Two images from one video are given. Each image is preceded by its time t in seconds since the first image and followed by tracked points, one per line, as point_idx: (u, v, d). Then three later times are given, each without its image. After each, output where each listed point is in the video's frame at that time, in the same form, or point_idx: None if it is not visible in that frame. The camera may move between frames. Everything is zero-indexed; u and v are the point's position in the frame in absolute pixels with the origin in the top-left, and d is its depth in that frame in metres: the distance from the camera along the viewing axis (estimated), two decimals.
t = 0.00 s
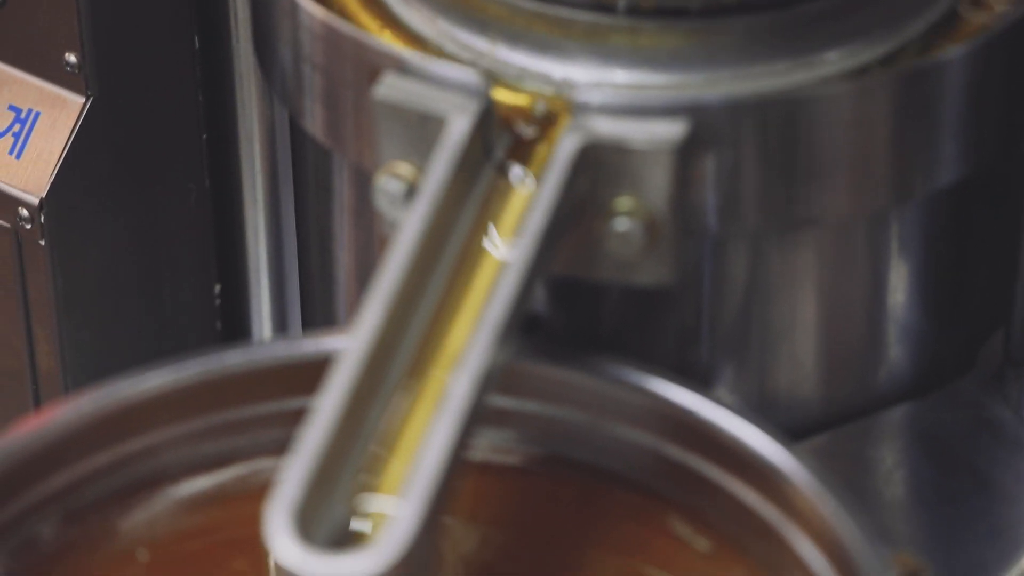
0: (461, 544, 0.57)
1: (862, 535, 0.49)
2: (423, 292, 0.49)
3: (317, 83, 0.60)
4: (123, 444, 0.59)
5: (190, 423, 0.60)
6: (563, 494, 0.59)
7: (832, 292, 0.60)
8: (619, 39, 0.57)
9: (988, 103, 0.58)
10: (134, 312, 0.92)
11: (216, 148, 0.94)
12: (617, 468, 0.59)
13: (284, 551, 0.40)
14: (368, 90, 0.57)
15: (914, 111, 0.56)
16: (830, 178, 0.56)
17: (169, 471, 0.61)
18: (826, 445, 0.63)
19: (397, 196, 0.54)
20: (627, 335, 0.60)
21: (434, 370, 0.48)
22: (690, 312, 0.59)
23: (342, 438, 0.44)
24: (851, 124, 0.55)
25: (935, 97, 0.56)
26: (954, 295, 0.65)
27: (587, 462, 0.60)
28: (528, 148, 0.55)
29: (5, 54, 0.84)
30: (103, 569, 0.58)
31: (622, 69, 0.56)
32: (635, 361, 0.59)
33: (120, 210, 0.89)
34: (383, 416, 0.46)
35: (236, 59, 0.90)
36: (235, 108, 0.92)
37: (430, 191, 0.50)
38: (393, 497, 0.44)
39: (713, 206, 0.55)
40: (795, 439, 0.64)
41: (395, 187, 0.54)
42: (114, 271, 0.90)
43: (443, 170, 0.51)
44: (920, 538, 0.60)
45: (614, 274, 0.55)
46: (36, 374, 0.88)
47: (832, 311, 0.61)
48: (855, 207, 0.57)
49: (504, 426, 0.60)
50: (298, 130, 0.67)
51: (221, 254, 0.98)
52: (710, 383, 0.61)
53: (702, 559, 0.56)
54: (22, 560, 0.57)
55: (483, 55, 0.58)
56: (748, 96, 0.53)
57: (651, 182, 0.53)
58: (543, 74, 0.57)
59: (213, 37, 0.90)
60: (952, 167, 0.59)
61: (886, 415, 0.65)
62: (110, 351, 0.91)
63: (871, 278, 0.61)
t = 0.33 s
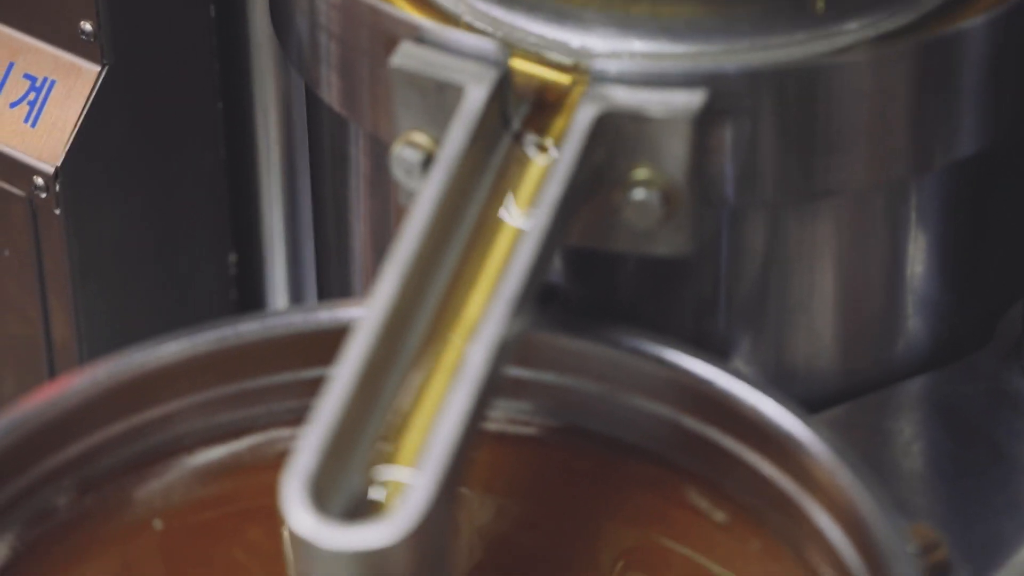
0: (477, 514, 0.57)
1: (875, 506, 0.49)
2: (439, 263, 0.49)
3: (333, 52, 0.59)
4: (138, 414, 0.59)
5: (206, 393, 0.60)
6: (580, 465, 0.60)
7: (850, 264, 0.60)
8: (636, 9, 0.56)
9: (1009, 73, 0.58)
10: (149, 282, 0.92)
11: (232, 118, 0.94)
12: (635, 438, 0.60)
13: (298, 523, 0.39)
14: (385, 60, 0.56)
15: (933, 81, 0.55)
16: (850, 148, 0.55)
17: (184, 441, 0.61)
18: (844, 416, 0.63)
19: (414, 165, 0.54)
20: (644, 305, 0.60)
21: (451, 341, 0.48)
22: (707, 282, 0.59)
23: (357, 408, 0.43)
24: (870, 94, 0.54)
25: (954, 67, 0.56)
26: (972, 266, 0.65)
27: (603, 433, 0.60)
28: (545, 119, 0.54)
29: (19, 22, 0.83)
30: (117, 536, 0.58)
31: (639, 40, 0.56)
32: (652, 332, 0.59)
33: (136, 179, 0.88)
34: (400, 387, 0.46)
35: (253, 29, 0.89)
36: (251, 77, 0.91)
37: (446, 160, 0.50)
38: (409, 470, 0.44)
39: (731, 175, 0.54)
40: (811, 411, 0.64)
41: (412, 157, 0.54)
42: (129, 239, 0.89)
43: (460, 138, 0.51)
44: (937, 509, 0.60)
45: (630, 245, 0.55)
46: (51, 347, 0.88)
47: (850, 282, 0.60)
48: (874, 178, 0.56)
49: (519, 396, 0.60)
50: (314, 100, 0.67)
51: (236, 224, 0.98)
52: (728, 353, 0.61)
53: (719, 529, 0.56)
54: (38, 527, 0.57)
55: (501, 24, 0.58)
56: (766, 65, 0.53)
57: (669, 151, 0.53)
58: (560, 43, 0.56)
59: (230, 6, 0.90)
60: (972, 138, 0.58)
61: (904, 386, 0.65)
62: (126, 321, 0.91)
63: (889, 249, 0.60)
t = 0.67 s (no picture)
0: (493, 482, 0.58)
1: (891, 476, 0.48)
2: (455, 230, 0.49)
3: (349, 17, 0.59)
4: (153, 380, 0.59)
5: (221, 359, 0.60)
6: (596, 432, 0.60)
7: (868, 232, 0.59)
8: None
9: None
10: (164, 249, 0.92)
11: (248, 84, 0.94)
12: (649, 407, 0.59)
13: (313, 489, 0.39)
14: (401, 25, 0.56)
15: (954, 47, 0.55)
16: (869, 116, 0.55)
17: (199, 407, 0.61)
18: (863, 385, 0.63)
19: (431, 132, 0.54)
20: (661, 272, 0.59)
21: (467, 310, 0.48)
22: (725, 250, 0.58)
23: (373, 373, 0.43)
24: (889, 61, 0.54)
25: (974, 33, 0.55)
26: (990, 236, 0.64)
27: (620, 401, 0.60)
28: (562, 86, 0.54)
29: None
30: (133, 501, 0.59)
31: (656, 6, 0.54)
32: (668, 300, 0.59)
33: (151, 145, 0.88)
34: (416, 353, 0.46)
35: None
36: (268, 45, 0.92)
37: (463, 127, 0.49)
38: (423, 438, 0.44)
39: (749, 143, 0.54)
40: (829, 378, 0.63)
41: (428, 123, 0.54)
42: (145, 206, 0.89)
43: (476, 105, 0.50)
44: (954, 480, 0.59)
45: (647, 211, 0.55)
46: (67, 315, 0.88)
47: (868, 250, 0.60)
48: (892, 145, 0.56)
49: (534, 364, 0.60)
50: (330, 66, 0.67)
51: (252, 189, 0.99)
52: (745, 321, 0.61)
53: (734, 498, 0.56)
54: (54, 492, 0.58)
55: None
56: (785, 31, 0.52)
57: (687, 119, 0.52)
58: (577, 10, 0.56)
59: None
60: (991, 106, 0.58)
61: (923, 355, 0.65)
62: (141, 287, 0.91)
63: (908, 218, 0.60)
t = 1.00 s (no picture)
0: (507, 454, 0.58)
1: (909, 451, 0.47)
2: (470, 198, 0.49)
3: None
4: (167, 348, 0.59)
5: (235, 328, 0.60)
6: (613, 402, 0.60)
7: (886, 202, 0.59)
8: None
9: None
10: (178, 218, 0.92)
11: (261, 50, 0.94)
12: (665, 377, 0.59)
13: (326, 457, 0.38)
14: None
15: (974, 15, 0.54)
16: (887, 85, 0.54)
17: (215, 375, 0.62)
18: (879, 355, 0.63)
19: (446, 100, 0.54)
20: (679, 241, 0.59)
21: (483, 280, 0.48)
22: (742, 220, 0.58)
23: (388, 341, 0.43)
24: (909, 29, 0.53)
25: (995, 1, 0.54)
26: (1009, 206, 0.64)
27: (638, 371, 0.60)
28: (578, 51, 0.54)
29: None
30: (147, 469, 0.58)
31: None
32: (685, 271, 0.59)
33: (163, 113, 0.88)
34: (433, 323, 0.46)
35: None
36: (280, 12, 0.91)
37: (478, 96, 0.49)
38: (436, 410, 0.44)
39: (767, 112, 0.53)
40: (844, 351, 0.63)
41: (444, 92, 0.54)
42: (158, 175, 0.89)
43: (492, 74, 0.49)
44: (972, 452, 0.59)
45: (664, 179, 0.55)
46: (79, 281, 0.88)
47: (886, 220, 0.59)
48: (911, 114, 0.55)
49: (550, 333, 0.61)
50: (346, 33, 0.66)
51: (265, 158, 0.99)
52: (762, 291, 0.60)
53: (751, 469, 0.56)
54: (66, 462, 0.58)
55: None
56: None
57: (706, 87, 0.51)
58: None
59: None
60: (1011, 74, 0.57)
61: (941, 325, 0.64)
62: (153, 254, 0.91)
63: (927, 188, 0.59)
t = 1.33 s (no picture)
0: (520, 424, 0.57)
1: (925, 426, 0.47)
2: (483, 168, 0.48)
3: None
4: (180, 319, 0.60)
5: (249, 298, 0.61)
6: (627, 373, 0.60)
7: (903, 173, 0.58)
8: None
9: None
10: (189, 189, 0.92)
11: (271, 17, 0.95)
12: (680, 348, 0.60)
13: (339, 429, 0.38)
14: None
15: None
16: (904, 55, 0.54)
17: (228, 345, 0.62)
18: (895, 328, 0.63)
19: (460, 69, 0.53)
20: (694, 211, 0.59)
21: (497, 250, 0.47)
22: (757, 190, 0.57)
23: (401, 310, 0.43)
24: None
25: None
26: None
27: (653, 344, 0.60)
28: (592, 22, 0.54)
29: None
30: (159, 440, 0.58)
31: None
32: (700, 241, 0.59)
33: (174, 84, 0.87)
34: (447, 293, 0.46)
35: None
36: None
37: (493, 66, 0.48)
38: (450, 380, 0.44)
39: (783, 83, 0.53)
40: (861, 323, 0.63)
41: (457, 61, 0.53)
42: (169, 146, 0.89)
43: (507, 44, 0.49)
44: (988, 424, 0.59)
45: (680, 149, 0.54)
46: (91, 250, 0.88)
47: (903, 192, 0.59)
48: (927, 85, 0.55)
49: (563, 304, 0.61)
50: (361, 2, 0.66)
51: (276, 128, 1.00)
52: (778, 262, 0.60)
53: (767, 441, 0.56)
54: (79, 432, 0.58)
55: None
56: None
57: (721, 57, 0.51)
58: None
59: None
60: None
61: (957, 296, 0.64)
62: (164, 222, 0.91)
63: (944, 158, 0.59)
